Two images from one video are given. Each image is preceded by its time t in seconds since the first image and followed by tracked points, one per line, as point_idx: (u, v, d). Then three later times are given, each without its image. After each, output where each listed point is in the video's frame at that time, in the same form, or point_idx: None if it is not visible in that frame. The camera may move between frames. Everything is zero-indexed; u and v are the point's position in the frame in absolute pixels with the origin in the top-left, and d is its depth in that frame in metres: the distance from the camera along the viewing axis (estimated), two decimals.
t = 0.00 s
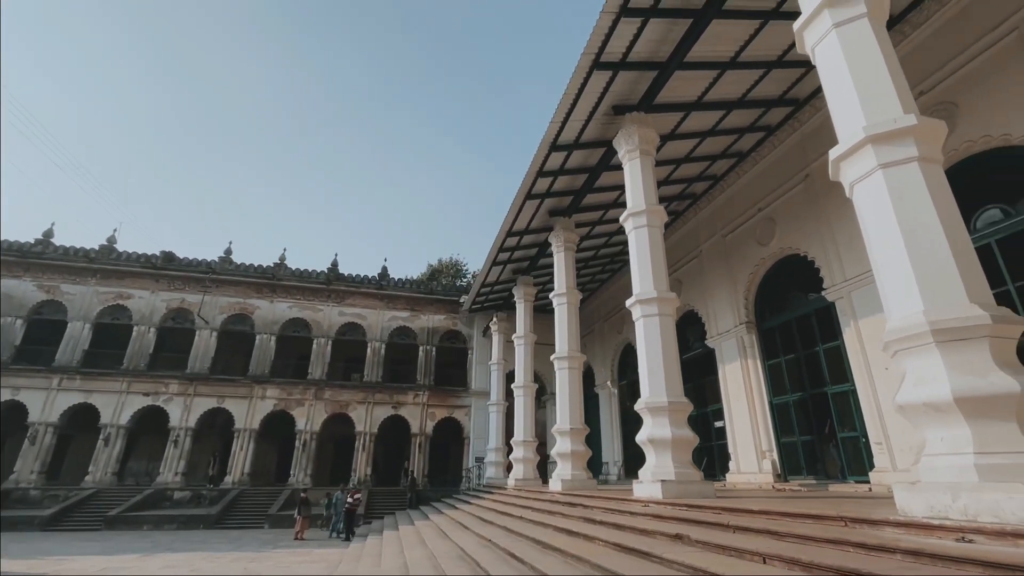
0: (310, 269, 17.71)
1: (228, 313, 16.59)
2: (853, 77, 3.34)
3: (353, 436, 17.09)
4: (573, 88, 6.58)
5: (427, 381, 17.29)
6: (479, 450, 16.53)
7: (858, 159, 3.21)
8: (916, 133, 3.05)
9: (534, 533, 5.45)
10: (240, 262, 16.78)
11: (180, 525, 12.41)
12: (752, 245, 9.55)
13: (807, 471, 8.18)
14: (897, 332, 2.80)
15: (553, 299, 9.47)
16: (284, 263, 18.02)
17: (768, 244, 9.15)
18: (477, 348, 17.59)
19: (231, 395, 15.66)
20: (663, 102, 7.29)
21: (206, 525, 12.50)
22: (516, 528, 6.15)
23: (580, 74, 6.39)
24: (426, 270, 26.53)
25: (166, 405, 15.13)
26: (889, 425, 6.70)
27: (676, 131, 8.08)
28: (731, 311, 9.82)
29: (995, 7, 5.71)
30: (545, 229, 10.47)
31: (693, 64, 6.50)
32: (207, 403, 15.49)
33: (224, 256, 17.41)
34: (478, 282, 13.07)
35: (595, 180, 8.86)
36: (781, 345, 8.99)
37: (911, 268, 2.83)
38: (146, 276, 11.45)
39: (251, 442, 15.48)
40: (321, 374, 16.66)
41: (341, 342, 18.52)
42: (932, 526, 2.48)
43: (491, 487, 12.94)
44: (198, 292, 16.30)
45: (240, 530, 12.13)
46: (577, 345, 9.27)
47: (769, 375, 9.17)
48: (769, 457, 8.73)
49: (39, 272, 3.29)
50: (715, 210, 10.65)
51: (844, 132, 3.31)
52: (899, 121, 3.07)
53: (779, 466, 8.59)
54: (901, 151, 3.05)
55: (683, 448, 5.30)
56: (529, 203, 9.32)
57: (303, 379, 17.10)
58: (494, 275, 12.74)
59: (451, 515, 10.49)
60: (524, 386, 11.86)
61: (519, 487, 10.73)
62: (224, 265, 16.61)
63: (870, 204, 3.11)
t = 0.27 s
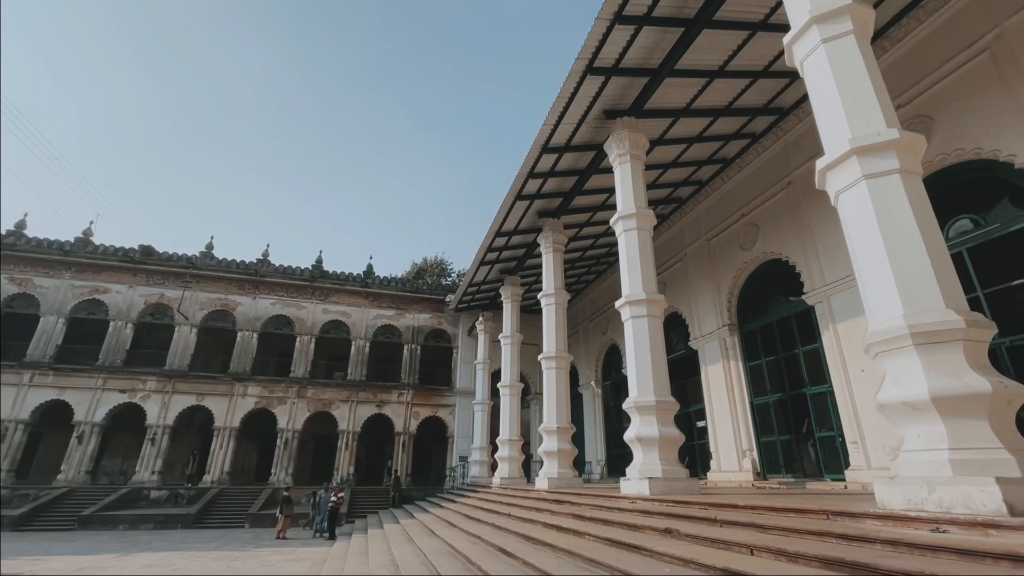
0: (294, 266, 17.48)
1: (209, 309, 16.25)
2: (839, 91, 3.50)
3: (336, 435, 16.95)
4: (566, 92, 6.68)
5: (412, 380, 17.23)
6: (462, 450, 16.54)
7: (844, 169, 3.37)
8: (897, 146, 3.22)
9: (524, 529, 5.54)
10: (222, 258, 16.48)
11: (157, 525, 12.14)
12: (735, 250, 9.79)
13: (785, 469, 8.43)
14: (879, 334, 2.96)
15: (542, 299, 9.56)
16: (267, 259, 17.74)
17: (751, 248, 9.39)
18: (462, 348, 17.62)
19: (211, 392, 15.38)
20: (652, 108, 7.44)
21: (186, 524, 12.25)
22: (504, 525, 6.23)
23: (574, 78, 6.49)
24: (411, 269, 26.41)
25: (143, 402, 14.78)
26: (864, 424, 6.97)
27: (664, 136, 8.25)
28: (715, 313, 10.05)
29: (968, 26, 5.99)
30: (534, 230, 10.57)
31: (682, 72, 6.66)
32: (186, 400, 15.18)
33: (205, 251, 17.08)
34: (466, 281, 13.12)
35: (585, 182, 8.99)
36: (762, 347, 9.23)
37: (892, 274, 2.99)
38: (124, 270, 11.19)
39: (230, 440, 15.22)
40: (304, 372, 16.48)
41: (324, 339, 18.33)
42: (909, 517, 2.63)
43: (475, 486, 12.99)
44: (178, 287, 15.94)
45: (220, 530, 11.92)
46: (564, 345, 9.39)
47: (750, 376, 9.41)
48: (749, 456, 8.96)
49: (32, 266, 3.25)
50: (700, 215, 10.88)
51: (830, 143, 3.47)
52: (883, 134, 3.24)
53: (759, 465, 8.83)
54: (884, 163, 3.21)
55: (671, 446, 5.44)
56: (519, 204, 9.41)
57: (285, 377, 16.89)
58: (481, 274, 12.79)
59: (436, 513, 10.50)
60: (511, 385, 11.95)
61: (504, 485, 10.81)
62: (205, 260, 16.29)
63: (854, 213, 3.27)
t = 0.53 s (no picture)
0: (276, 262, 17.21)
1: (186, 306, 15.89)
2: (826, 104, 3.66)
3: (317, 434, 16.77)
4: (559, 94, 6.77)
5: (395, 378, 17.15)
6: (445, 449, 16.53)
7: (829, 179, 3.52)
8: (879, 158, 3.38)
9: (512, 526, 5.61)
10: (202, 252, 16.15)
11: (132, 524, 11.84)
12: (718, 254, 10.02)
13: (763, 468, 8.67)
14: (860, 336, 3.11)
15: (529, 299, 9.65)
16: (248, 255, 17.44)
17: (734, 252, 9.63)
18: (446, 346, 17.62)
19: (189, 389, 15.04)
20: (642, 113, 7.57)
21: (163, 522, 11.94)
22: (490, 522, 6.28)
23: (567, 81, 6.59)
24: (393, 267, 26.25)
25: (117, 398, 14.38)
26: (839, 424, 7.23)
27: (652, 141, 8.42)
28: (697, 316, 10.27)
29: (942, 45, 6.29)
30: (521, 230, 10.66)
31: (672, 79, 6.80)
32: (162, 397, 14.81)
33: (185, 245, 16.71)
34: (452, 280, 13.14)
35: (573, 185, 9.11)
36: (743, 349, 9.48)
37: (874, 279, 3.14)
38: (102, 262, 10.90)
39: (208, 438, 14.92)
40: (285, 369, 16.28)
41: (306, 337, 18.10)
42: (886, 510, 2.78)
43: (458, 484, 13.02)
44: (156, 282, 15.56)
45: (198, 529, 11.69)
46: (551, 345, 9.48)
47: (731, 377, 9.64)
48: (729, 455, 9.19)
49: (35, 262, 3.23)
50: (684, 219, 11.10)
51: (817, 154, 3.63)
52: (866, 146, 3.40)
53: (739, 464, 9.05)
54: (867, 174, 3.37)
55: (656, 444, 5.58)
56: (508, 204, 9.48)
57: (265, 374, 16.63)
58: (467, 273, 12.83)
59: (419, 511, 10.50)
60: (495, 384, 12.01)
61: (489, 484, 10.87)
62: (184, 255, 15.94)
63: (839, 221, 3.43)
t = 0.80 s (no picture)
0: (254, 257, 16.87)
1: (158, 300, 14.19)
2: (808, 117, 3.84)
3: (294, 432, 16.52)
4: (549, 97, 6.87)
5: (374, 376, 17.01)
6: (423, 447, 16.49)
7: (809, 188, 3.71)
8: (856, 170, 3.58)
9: (497, 521, 5.69)
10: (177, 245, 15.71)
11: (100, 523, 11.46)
12: (698, 257, 10.28)
13: (738, 466, 8.96)
14: (837, 337, 3.29)
15: (513, 299, 9.73)
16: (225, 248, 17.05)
17: (714, 256, 9.90)
18: (427, 345, 17.59)
19: (160, 385, 14.61)
20: (629, 117, 7.73)
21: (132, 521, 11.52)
22: (474, 519, 6.35)
23: (557, 84, 6.69)
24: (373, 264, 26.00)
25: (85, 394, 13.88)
26: (811, 423, 7.53)
27: (637, 146, 8.60)
28: (677, 317, 10.52)
29: (913, 63, 6.62)
30: (507, 230, 10.74)
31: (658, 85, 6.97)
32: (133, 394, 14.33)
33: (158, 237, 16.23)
34: (435, 278, 13.14)
35: (559, 186, 9.23)
36: (721, 350, 9.75)
37: (851, 284, 3.33)
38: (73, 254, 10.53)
39: (180, 435, 14.55)
40: (261, 366, 16.01)
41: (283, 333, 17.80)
42: (859, 500, 2.95)
43: (437, 482, 13.05)
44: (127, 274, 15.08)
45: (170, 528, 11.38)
46: (534, 344, 9.59)
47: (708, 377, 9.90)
48: (705, 454, 9.44)
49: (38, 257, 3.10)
50: (666, 223, 11.33)
51: (798, 164, 3.82)
52: (845, 158, 3.59)
53: (714, 462, 9.31)
54: (845, 184, 3.56)
55: (639, 441, 5.73)
56: (494, 204, 9.55)
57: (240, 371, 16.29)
58: (451, 272, 12.85)
59: (400, 509, 10.47)
60: (477, 382, 12.07)
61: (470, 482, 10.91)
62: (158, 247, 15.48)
63: (818, 227, 3.61)
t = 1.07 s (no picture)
0: (231, 251, 16.51)
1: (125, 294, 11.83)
2: (790, 129, 4.01)
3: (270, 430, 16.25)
4: (539, 99, 6.96)
5: (353, 374, 16.85)
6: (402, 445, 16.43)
7: (790, 197, 3.88)
8: (834, 181, 3.76)
9: (481, 518, 5.74)
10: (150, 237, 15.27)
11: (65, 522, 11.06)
12: (679, 261, 10.53)
13: (713, 464, 9.22)
14: (814, 340, 3.46)
15: (497, 298, 9.80)
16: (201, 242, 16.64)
17: (694, 260, 10.15)
18: (407, 344, 17.52)
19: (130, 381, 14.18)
20: (615, 122, 7.88)
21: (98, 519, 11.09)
22: (457, 516, 6.39)
23: (546, 87, 6.78)
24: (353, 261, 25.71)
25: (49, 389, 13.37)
26: (784, 423, 7.81)
27: (622, 150, 8.77)
28: (657, 319, 10.76)
29: (885, 80, 6.94)
30: (491, 229, 10.79)
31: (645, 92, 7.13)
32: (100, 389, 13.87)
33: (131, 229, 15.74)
34: (418, 277, 13.11)
35: (544, 188, 9.32)
36: (698, 351, 10.01)
37: (828, 289, 3.51)
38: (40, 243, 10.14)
39: (151, 432, 14.15)
40: (237, 363, 15.69)
41: (260, 330, 17.47)
42: (833, 494, 3.12)
43: (416, 481, 13.03)
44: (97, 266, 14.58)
45: (139, 527, 11.05)
46: (517, 343, 9.67)
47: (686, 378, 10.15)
48: (682, 452, 9.68)
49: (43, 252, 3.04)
50: (648, 226, 11.55)
51: (780, 174, 3.99)
52: (824, 169, 3.77)
53: (691, 461, 9.56)
54: (824, 195, 3.75)
55: (621, 439, 5.86)
56: (479, 203, 9.60)
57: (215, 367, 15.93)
58: (434, 270, 12.85)
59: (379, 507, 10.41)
60: (459, 381, 12.09)
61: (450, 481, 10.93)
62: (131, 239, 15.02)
63: (798, 235, 3.79)
